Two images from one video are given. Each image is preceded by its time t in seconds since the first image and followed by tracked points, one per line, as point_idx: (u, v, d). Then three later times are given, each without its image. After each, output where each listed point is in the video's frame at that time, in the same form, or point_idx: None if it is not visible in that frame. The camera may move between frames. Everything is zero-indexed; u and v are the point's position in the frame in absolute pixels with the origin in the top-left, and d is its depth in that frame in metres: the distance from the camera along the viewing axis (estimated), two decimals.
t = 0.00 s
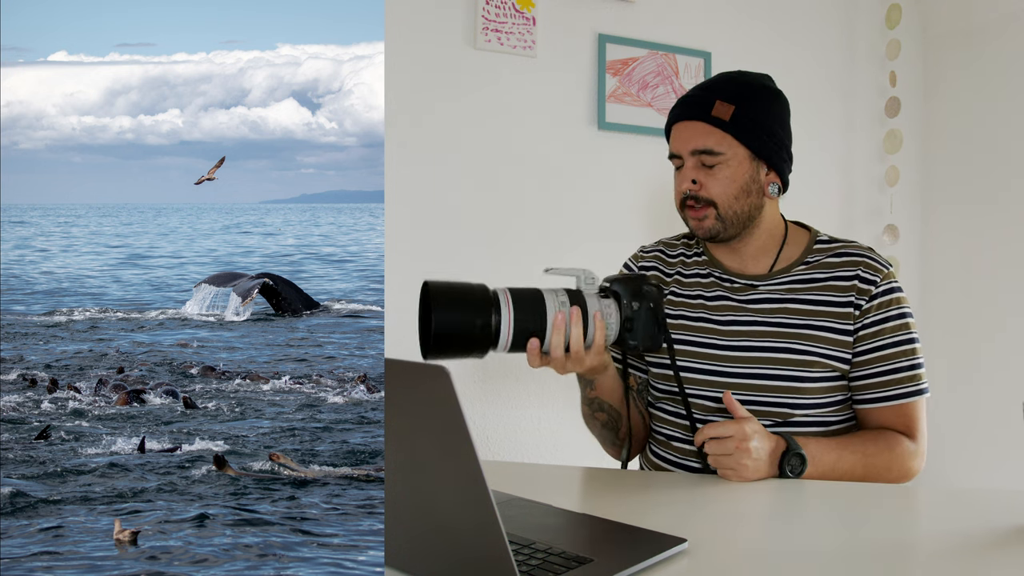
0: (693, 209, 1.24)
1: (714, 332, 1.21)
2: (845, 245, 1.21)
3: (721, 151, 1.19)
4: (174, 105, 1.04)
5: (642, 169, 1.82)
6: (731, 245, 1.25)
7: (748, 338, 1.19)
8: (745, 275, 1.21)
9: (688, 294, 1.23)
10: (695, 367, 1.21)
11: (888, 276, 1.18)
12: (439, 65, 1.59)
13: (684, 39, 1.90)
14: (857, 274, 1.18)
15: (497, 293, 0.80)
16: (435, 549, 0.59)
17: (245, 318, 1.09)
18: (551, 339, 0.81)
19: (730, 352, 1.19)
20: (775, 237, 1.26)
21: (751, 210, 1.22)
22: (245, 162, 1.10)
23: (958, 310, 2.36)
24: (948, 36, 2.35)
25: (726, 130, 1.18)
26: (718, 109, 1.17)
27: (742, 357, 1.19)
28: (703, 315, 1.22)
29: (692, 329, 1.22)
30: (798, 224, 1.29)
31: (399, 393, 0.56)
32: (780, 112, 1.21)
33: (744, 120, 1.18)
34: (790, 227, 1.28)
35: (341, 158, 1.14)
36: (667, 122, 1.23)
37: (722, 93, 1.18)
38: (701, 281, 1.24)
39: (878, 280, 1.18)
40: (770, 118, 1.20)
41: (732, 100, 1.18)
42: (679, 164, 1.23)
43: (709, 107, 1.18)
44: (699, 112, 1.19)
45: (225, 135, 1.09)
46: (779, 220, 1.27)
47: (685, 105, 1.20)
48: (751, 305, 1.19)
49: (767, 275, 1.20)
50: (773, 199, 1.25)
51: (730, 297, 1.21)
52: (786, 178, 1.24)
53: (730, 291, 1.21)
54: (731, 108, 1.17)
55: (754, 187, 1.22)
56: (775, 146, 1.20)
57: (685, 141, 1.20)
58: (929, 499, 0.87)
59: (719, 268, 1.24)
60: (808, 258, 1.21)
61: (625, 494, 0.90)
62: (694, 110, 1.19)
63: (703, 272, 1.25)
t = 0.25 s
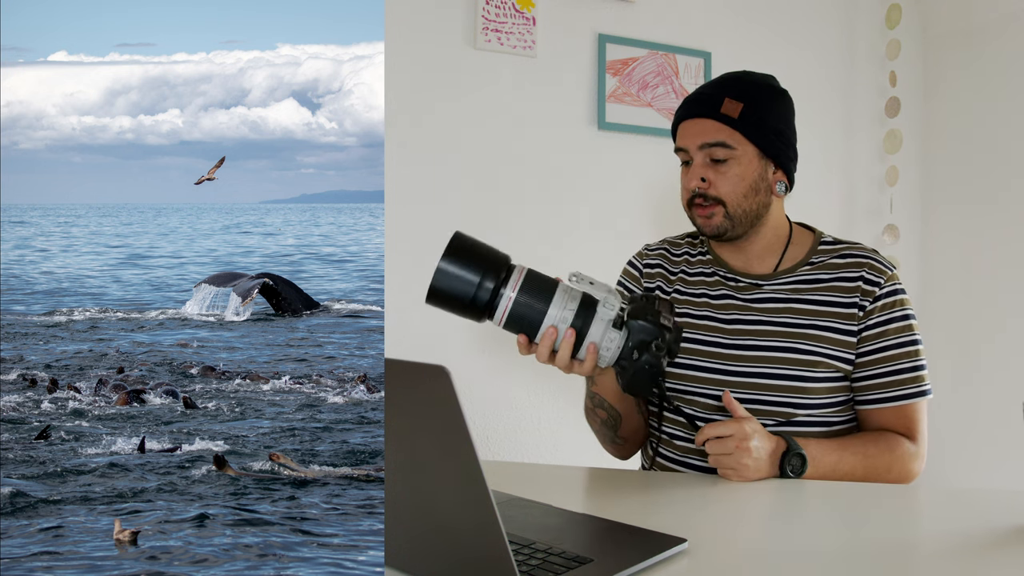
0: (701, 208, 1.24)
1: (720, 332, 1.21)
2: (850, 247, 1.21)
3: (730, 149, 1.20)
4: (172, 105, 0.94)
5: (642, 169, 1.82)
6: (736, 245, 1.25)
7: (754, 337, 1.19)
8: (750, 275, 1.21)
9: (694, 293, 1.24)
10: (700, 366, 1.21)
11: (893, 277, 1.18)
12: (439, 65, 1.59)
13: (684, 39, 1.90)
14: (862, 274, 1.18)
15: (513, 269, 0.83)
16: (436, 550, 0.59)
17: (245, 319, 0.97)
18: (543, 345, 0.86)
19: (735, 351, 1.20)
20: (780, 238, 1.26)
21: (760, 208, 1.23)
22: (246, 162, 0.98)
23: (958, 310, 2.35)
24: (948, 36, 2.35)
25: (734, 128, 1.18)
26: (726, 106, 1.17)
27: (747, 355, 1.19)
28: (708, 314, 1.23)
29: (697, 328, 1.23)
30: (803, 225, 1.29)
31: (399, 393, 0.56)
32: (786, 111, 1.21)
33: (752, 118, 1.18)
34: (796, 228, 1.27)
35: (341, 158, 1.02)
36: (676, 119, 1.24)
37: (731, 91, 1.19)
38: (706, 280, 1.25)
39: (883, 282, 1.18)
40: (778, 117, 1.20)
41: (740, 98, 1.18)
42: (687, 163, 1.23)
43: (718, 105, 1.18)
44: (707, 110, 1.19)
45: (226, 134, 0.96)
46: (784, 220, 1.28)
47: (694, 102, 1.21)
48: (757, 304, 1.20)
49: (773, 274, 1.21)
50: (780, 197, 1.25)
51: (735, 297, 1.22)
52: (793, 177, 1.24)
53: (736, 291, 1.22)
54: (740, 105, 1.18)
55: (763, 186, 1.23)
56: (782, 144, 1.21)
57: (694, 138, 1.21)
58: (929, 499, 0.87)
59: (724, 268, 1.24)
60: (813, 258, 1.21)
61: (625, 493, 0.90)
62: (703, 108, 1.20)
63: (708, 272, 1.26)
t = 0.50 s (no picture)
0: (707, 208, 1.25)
1: (722, 331, 1.22)
2: (851, 247, 1.21)
3: (736, 149, 1.21)
4: (172, 105, 0.93)
5: (642, 169, 1.82)
6: (741, 244, 1.25)
7: (757, 337, 1.20)
8: (751, 274, 1.22)
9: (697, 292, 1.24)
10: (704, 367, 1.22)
11: (895, 278, 1.18)
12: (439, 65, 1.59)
13: (684, 39, 1.90)
14: (864, 275, 1.18)
15: (525, 269, 0.84)
16: (436, 549, 0.59)
17: (246, 319, 0.96)
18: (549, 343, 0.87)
19: (737, 351, 1.20)
20: (783, 238, 1.27)
21: (765, 208, 1.24)
22: (245, 162, 0.98)
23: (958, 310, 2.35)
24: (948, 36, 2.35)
25: (741, 128, 1.20)
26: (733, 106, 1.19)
27: (749, 355, 1.19)
28: (711, 314, 1.23)
29: (700, 329, 1.23)
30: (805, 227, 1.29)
31: (399, 393, 0.56)
32: (790, 112, 1.23)
33: (758, 119, 1.19)
34: (797, 229, 1.28)
35: (341, 158, 1.01)
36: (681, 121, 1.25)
37: (737, 92, 1.20)
38: (708, 280, 1.25)
39: (884, 282, 1.18)
40: (783, 118, 1.21)
41: (746, 98, 1.20)
42: (694, 163, 1.24)
43: (724, 106, 1.20)
44: (714, 111, 1.21)
45: (225, 134, 0.96)
46: (786, 221, 1.29)
47: (700, 104, 1.22)
48: (759, 304, 1.20)
49: (775, 275, 1.21)
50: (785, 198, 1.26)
51: (737, 297, 1.22)
52: (797, 177, 1.25)
53: (738, 291, 1.22)
54: (746, 106, 1.19)
55: (769, 186, 1.24)
56: (787, 145, 1.22)
57: (700, 138, 1.22)
58: (928, 499, 0.87)
59: (726, 268, 1.25)
60: (815, 258, 1.22)
61: (625, 494, 0.90)
62: (709, 108, 1.21)
63: (710, 272, 1.26)
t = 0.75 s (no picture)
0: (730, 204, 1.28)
1: (725, 331, 1.22)
2: (848, 246, 1.24)
3: (754, 143, 1.26)
4: (172, 105, 0.93)
5: (642, 169, 1.82)
6: (747, 243, 1.29)
7: (757, 337, 1.20)
8: (751, 275, 1.23)
9: (698, 293, 1.25)
10: (705, 366, 1.21)
11: (893, 274, 1.21)
12: (439, 65, 1.59)
13: (684, 39, 1.90)
14: (863, 273, 1.21)
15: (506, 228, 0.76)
16: (436, 549, 0.59)
17: (245, 319, 0.95)
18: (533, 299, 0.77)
19: (740, 351, 1.20)
20: (783, 236, 1.30)
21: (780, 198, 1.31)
22: (245, 162, 0.97)
23: (958, 310, 2.36)
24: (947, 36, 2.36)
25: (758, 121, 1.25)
26: (748, 101, 1.24)
27: (751, 355, 1.20)
28: (712, 314, 1.23)
29: (701, 328, 1.23)
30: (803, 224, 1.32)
31: (399, 392, 0.56)
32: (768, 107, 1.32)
33: (765, 111, 1.27)
34: (795, 226, 1.31)
35: (341, 158, 1.00)
36: (689, 125, 1.26)
37: (743, 89, 1.26)
38: (708, 280, 1.26)
39: (883, 278, 1.21)
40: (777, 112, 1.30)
41: (753, 94, 1.26)
42: (713, 161, 1.26)
43: (738, 101, 1.25)
44: (727, 107, 1.25)
45: (225, 134, 0.95)
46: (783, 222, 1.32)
47: (711, 103, 1.25)
48: (759, 304, 1.21)
49: (775, 275, 1.22)
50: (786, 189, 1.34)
51: (737, 297, 1.23)
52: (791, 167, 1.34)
53: (738, 292, 1.23)
54: (756, 99, 1.25)
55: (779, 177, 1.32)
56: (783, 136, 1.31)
57: (721, 136, 1.25)
58: (928, 498, 0.87)
59: (725, 268, 1.26)
60: (814, 258, 1.24)
61: (626, 493, 0.90)
62: (723, 107, 1.25)
63: (710, 272, 1.27)
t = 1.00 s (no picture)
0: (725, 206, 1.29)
1: (724, 331, 1.22)
2: (843, 245, 1.26)
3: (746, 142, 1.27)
4: (172, 105, 0.92)
5: (643, 169, 1.83)
6: (742, 244, 1.29)
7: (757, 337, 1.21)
8: (751, 276, 1.24)
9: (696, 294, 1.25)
10: (704, 366, 1.21)
11: (890, 271, 1.21)
12: (439, 65, 1.59)
13: (685, 38, 1.90)
14: (861, 269, 1.22)
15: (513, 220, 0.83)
16: (435, 549, 0.59)
17: (245, 319, 0.95)
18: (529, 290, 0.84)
19: (739, 351, 1.21)
20: (779, 236, 1.31)
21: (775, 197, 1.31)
22: (245, 162, 0.98)
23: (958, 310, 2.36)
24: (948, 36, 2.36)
25: (749, 120, 1.26)
26: (739, 101, 1.25)
27: (751, 355, 1.20)
28: (711, 314, 1.24)
29: (701, 328, 1.23)
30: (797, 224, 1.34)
31: (399, 392, 0.56)
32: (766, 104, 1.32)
33: (759, 110, 1.27)
34: (790, 226, 1.33)
35: (341, 158, 1.00)
36: (681, 125, 1.28)
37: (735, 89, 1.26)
38: (705, 281, 1.27)
39: (879, 276, 1.22)
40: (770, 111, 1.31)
41: (745, 93, 1.26)
42: (707, 163, 1.28)
43: (729, 102, 1.25)
44: (719, 108, 1.25)
45: (225, 134, 0.96)
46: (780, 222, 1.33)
47: (702, 104, 1.26)
48: (759, 304, 1.22)
49: (773, 275, 1.23)
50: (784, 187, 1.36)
51: (737, 297, 1.23)
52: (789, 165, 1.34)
53: (736, 292, 1.23)
54: (748, 99, 1.26)
55: (772, 176, 1.32)
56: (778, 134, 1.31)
57: (713, 136, 1.26)
58: (928, 498, 0.87)
59: (721, 269, 1.27)
60: (809, 257, 1.26)
61: (624, 494, 0.90)
62: (715, 107, 1.25)
63: (706, 273, 1.28)
